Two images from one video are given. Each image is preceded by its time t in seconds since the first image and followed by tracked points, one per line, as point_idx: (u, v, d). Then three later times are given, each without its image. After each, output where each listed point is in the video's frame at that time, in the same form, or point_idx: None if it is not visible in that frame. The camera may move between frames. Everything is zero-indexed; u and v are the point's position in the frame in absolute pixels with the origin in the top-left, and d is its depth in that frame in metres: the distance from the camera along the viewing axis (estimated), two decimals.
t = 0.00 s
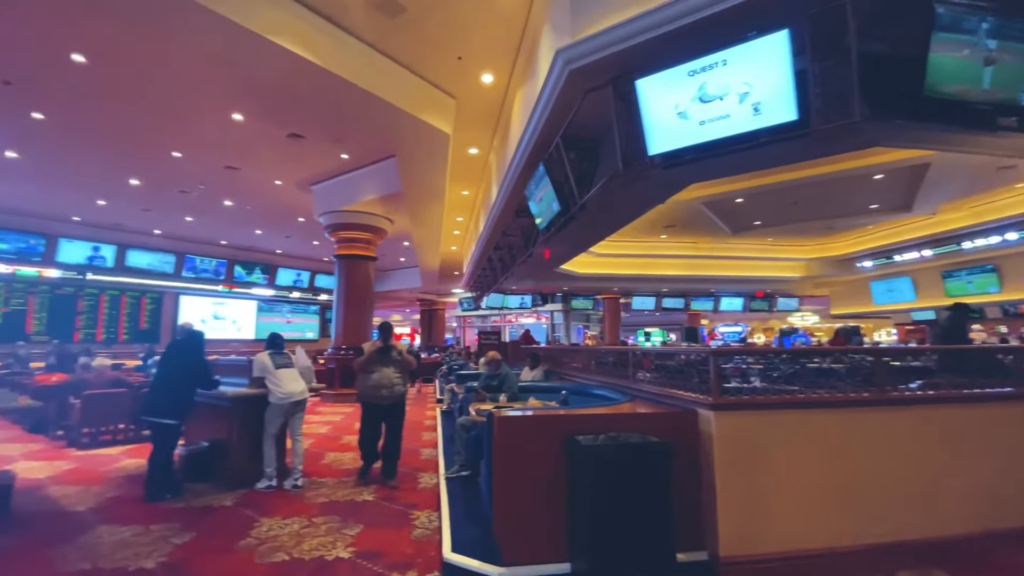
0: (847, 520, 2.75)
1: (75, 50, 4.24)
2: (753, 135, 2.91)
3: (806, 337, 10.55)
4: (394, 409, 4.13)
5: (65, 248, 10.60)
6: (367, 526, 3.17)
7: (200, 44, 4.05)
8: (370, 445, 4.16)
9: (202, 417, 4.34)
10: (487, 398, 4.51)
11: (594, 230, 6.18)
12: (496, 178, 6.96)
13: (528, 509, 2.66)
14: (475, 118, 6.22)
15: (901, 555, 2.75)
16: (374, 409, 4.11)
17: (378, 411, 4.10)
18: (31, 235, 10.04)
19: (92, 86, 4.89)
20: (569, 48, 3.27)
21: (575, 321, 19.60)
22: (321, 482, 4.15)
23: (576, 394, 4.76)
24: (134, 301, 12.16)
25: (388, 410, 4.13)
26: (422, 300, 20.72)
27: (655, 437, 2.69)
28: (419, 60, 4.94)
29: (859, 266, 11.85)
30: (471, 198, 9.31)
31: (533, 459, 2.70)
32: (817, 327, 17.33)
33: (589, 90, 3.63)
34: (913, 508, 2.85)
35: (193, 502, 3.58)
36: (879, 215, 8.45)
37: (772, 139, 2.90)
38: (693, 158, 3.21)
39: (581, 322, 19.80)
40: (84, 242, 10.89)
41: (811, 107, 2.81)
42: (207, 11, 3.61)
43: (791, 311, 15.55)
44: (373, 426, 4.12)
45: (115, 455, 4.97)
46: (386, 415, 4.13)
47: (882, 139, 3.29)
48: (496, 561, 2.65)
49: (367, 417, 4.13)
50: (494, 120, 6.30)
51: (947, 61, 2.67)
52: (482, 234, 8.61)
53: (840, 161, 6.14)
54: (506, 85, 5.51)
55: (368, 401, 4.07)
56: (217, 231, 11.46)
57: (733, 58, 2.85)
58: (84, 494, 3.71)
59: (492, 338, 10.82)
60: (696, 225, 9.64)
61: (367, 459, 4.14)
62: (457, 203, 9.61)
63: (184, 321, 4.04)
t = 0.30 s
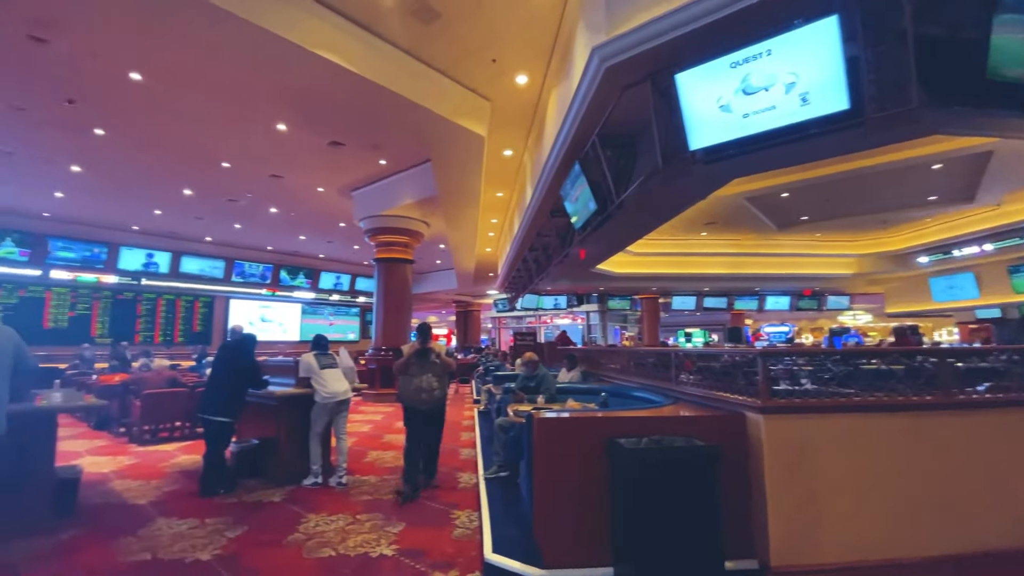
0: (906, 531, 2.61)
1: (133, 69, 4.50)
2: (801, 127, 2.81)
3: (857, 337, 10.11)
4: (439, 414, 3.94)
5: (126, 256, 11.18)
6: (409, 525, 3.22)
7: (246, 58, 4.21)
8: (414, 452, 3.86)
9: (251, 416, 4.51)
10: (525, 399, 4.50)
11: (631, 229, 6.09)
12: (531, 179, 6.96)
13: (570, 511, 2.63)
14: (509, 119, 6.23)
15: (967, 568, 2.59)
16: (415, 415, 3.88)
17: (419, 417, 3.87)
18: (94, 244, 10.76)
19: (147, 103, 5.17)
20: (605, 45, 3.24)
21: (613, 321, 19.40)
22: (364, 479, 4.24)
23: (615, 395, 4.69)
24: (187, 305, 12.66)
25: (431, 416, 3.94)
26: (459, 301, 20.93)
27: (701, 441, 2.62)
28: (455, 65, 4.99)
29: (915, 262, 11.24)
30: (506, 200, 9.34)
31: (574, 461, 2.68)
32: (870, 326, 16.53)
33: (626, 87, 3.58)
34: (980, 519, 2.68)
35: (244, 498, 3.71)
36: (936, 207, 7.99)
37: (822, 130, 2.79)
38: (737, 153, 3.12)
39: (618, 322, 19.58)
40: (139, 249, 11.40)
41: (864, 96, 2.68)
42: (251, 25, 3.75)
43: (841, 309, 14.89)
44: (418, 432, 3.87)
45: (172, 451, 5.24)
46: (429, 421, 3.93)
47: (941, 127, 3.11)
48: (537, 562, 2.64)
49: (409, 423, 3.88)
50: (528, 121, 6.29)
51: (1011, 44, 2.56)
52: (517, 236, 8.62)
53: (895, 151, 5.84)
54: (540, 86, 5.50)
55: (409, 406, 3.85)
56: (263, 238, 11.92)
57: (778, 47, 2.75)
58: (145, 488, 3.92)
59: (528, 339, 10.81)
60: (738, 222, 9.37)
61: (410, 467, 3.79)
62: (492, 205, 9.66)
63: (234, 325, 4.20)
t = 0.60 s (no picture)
0: (965, 541, 2.48)
1: (179, 83, 4.70)
2: (845, 119, 2.70)
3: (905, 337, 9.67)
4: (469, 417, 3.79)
5: (174, 262, 11.74)
6: (444, 524, 3.24)
7: (283, 68, 4.34)
8: (446, 458, 3.67)
9: (292, 415, 4.64)
10: (558, 401, 4.46)
11: (665, 227, 5.98)
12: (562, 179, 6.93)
13: (606, 514, 2.60)
14: (540, 120, 6.22)
15: None
16: (444, 418, 3.68)
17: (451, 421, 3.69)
18: (145, 250, 11.18)
19: (192, 115, 5.39)
20: (636, 41, 3.21)
21: (646, 322, 19.11)
22: (400, 479, 4.30)
23: (650, 398, 4.61)
24: (231, 308, 13.22)
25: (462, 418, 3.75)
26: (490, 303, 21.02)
27: (742, 445, 2.54)
28: (485, 67, 5.01)
29: (970, 258, 10.65)
30: (536, 201, 9.33)
31: (610, 464, 2.64)
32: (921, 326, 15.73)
33: (659, 83, 3.52)
34: None
35: (286, 494, 3.82)
36: (993, 199, 7.56)
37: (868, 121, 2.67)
38: (777, 147, 3.03)
39: (652, 323, 19.28)
40: (185, 255, 11.91)
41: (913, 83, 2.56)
42: (290, 37, 3.87)
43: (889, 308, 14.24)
44: (446, 438, 3.65)
45: (218, 449, 5.44)
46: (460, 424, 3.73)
47: (998, 114, 2.93)
48: (573, 565, 2.62)
49: (438, 427, 3.68)
50: (558, 121, 6.27)
51: None
52: (548, 236, 8.60)
53: (947, 140, 5.55)
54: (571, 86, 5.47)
55: (438, 410, 3.66)
56: (300, 242, 12.25)
57: (820, 38, 2.66)
58: (193, 484, 4.08)
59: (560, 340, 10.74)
60: (777, 218, 9.10)
61: (444, 474, 3.64)
62: (522, 206, 9.66)
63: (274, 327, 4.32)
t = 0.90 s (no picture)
0: None
1: (222, 95, 4.89)
2: (892, 110, 2.58)
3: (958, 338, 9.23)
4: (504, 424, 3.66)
5: (218, 267, 12.10)
6: (478, 525, 3.25)
7: (320, 78, 4.46)
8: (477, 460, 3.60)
9: (328, 415, 4.75)
10: (591, 404, 4.42)
11: (699, 226, 5.87)
12: (592, 179, 6.88)
13: (642, 519, 2.57)
14: (570, 120, 6.19)
15: None
16: (474, 421, 3.61)
17: (481, 425, 3.59)
18: (191, 256, 11.69)
19: (234, 126, 5.59)
20: (668, 38, 3.18)
21: (680, 323, 18.79)
22: (434, 478, 4.34)
23: (686, 401, 4.52)
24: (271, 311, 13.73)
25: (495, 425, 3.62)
26: (521, 304, 21.05)
27: (784, 451, 2.47)
28: (515, 69, 5.03)
29: None
30: (566, 201, 9.30)
31: (646, 467, 2.61)
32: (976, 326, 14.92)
33: (693, 79, 3.47)
34: None
35: (324, 492, 3.91)
36: None
37: (917, 112, 2.55)
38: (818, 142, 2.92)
39: (686, 324, 18.94)
40: (232, 260, 12.34)
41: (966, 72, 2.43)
42: (327, 49, 3.98)
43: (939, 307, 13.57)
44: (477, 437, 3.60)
45: (260, 446, 5.62)
46: (490, 429, 3.60)
47: None
48: (608, 568, 2.60)
49: (467, 430, 3.63)
50: (589, 121, 6.22)
51: None
52: (578, 237, 8.55)
53: (1004, 129, 5.26)
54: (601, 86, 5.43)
55: (468, 413, 3.60)
56: (336, 246, 12.54)
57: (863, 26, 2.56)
58: (238, 480, 4.23)
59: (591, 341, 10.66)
60: (819, 214, 8.81)
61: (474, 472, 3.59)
62: (552, 207, 9.64)
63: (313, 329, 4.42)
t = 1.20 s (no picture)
0: None
1: (258, 105, 5.04)
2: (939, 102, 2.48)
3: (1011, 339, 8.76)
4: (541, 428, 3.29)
5: (255, 270, 12.53)
6: (508, 527, 3.24)
7: (352, 86, 4.56)
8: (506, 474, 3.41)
9: (360, 416, 4.83)
10: (621, 406, 4.36)
11: (731, 225, 5.74)
12: (620, 179, 6.81)
13: (675, 524, 2.52)
14: (598, 120, 6.13)
15: None
16: (507, 426, 3.30)
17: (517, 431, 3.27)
18: (229, 260, 12.07)
19: (270, 134, 5.75)
20: (699, 33, 3.11)
21: (712, 324, 18.42)
22: (464, 479, 4.37)
23: (719, 404, 4.41)
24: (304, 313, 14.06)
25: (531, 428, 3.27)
26: (549, 305, 20.99)
27: (825, 457, 2.38)
28: (543, 71, 5.02)
29: None
30: (594, 201, 9.22)
31: (679, 472, 2.55)
32: None
33: (725, 74, 3.39)
34: None
35: (356, 490, 3.97)
36: None
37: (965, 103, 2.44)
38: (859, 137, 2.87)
39: (719, 325, 18.56)
40: (270, 264, 12.80)
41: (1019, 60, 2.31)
42: (359, 57, 4.06)
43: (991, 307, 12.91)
44: (506, 449, 3.33)
45: (295, 445, 5.76)
46: (524, 437, 3.28)
47: None
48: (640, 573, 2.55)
49: (500, 435, 3.34)
50: (617, 120, 6.15)
51: None
52: (606, 237, 8.47)
53: None
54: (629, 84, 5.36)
55: (500, 416, 3.29)
56: (366, 250, 12.76)
57: (928, 7, 2.37)
58: (274, 477, 4.35)
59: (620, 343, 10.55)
60: (859, 211, 8.50)
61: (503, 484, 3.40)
62: (580, 207, 9.58)
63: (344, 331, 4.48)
